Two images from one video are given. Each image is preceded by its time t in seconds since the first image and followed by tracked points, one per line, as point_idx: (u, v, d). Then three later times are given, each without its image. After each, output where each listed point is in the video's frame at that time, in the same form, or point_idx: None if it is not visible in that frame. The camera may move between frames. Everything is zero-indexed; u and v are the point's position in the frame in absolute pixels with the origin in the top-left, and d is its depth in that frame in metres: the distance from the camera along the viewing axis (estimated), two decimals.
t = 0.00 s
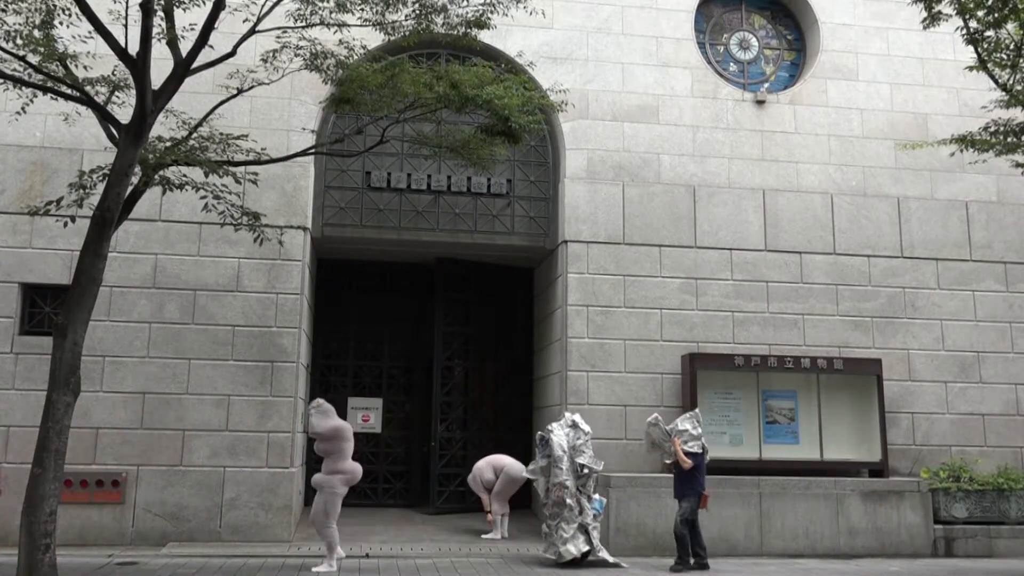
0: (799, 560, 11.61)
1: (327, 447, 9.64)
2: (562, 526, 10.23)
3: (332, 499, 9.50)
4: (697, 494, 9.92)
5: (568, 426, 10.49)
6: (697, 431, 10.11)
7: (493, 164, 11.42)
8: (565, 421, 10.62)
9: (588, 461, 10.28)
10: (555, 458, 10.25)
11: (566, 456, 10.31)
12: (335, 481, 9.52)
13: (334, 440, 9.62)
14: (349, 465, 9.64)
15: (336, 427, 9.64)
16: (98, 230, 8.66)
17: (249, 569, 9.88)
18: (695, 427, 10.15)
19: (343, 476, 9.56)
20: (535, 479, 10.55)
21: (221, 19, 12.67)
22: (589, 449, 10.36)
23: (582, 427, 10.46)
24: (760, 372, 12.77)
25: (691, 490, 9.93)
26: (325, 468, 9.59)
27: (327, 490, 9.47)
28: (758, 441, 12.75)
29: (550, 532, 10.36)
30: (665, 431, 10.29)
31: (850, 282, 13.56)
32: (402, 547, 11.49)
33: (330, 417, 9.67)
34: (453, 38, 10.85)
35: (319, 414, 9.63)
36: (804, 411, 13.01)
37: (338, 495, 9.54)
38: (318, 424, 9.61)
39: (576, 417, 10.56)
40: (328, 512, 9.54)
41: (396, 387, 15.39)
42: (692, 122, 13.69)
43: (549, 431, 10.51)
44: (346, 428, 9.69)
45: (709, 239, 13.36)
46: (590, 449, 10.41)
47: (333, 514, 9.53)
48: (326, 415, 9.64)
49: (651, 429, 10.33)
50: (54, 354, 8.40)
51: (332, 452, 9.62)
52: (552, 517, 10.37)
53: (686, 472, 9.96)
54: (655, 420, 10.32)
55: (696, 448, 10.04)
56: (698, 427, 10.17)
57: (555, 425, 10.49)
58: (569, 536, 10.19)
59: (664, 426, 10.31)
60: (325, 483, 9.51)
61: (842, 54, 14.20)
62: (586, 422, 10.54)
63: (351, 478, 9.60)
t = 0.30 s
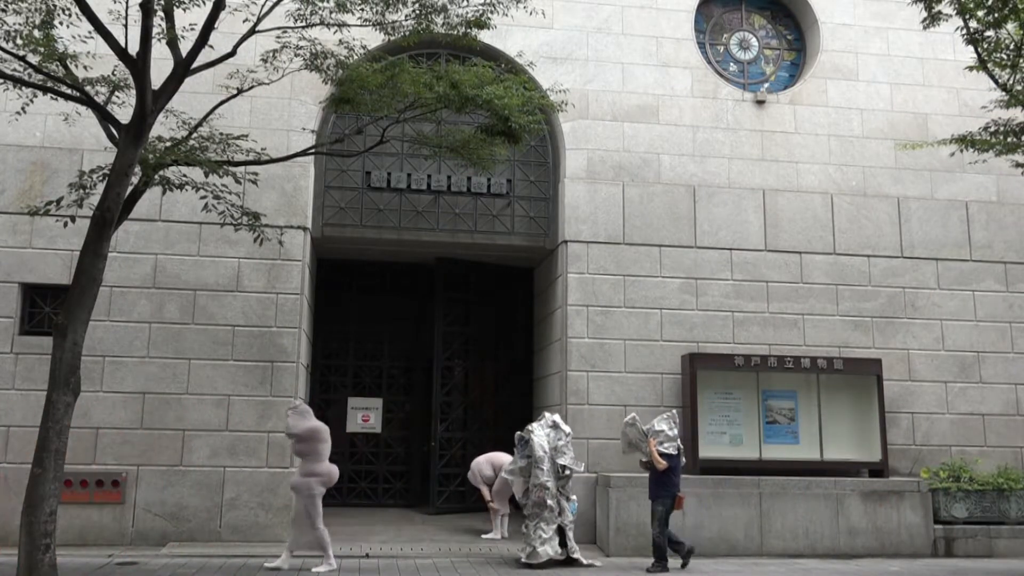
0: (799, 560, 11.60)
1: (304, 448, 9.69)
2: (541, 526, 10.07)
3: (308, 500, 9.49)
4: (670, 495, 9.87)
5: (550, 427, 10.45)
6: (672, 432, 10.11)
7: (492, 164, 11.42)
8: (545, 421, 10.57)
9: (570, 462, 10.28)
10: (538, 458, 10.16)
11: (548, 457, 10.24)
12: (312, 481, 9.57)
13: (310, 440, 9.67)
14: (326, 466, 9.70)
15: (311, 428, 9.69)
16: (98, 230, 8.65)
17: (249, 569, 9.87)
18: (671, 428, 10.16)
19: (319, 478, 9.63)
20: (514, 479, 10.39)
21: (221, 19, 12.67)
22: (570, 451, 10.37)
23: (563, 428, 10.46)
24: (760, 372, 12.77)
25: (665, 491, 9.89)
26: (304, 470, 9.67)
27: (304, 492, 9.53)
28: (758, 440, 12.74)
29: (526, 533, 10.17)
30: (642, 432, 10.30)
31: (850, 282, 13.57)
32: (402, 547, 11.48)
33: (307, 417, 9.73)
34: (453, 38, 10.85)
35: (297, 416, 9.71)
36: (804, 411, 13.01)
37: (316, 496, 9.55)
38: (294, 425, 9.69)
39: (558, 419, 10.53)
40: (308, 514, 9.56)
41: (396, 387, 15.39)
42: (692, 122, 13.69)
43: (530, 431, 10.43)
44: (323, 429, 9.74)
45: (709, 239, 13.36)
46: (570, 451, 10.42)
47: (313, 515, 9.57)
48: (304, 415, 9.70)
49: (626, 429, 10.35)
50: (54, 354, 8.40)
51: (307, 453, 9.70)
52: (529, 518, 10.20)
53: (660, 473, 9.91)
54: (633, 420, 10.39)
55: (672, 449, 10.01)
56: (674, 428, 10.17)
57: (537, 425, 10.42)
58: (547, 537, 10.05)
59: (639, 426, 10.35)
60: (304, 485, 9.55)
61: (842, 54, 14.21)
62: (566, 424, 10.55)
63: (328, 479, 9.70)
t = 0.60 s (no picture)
0: (799, 560, 11.60)
1: (281, 446, 9.73)
2: (516, 526, 9.99)
3: (285, 497, 9.53)
4: (649, 495, 9.87)
5: (526, 426, 10.37)
6: (649, 431, 10.03)
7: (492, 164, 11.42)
8: (523, 420, 10.49)
9: (545, 462, 10.18)
10: (512, 457, 10.11)
11: (523, 456, 10.17)
12: (290, 479, 9.58)
13: (289, 438, 9.69)
14: (304, 464, 9.73)
15: (291, 425, 9.69)
16: (98, 230, 8.66)
17: (249, 569, 9.85)
18: (648, 426, 10.08)
19: (297, 475, 9.63)
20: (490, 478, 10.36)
21: (221, 19, 12.67)
22: (545, 450, 10.28)
23: (540, 427, 10.38)
24: (760, 372, 12.76)
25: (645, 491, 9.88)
26: (281, 467, 9.69)
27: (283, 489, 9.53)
28: (758, 440, 12.74)
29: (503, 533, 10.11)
30: (621, 429, 10.33)
31: (850, 282, 13.57)
32: (402, 547, 11.48)
33: (286, 416, 9.77)
34: (453, 38, 10.85)
35: (275, 415, 9.74)
36: (804, 411, 13.00)
37: (291, 494, 9.56)
38: (272, 423, 9.71)
39: (535, 417, 10.46)
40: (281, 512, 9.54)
41: (396, 387, 15.39)
42: (692, 122, 13.70)
43: (506, 430, 10.34)
44: (302, 427, 9.77)
45: (709, 239, 13.36)
46: (547, 450, 10.32)
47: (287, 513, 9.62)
48: (282, 414, 9.74)
49: (607, 426, 10.36)
50: (53, 354, 8.40)
51: (286, 451, 9.71)
52: (506, 518, 10.13)
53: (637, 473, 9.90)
54: (612, 417, 10.37)
55: (647, 448, 9.94)
56: (651, 426, 10.09)
57: (513, 424, 10.36)
58: (523, 537, 9.96)
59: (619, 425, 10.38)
60: (281, 482, 9.57)
61: (842, 54, 14.21)
62: (543, 422, 10.46)
63: (306, 477, 9.68)
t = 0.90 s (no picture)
0: (800, 560, 11.61)
1: (258, 447, 9.56)
2: (495, 527, 10.02)
3: (265, 500, 9.37)
4: (620, 494, 9.77)
5: (503, 426, 10.27)
6: (624, 431, 9.78)
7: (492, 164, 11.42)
8: (500, 420, 10.39)
9: (522, 462, 10.05)
10: (488, 458, 10.03)
11: (500, 457, 10.08)
12: (267, 481, 9.37)
13: (268, 439, 9.51)
14: (283, 465, 9.50)
15: (269, 427, 9.52)
16: (98, 230, 8.65)
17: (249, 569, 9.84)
18: (624, 426, 9.81)
19: (275, 477, 9.40)
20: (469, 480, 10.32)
21: (221, 19, 12.67)
22: (523, 449, 10.14)
23: (516, 427, 10.24)
24: (760, 372, 12.76)
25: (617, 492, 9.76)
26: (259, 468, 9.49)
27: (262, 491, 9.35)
28: (758, 440, 12.74)
29: (484, 534, 10.15)
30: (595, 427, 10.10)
31: (850, 282, 13.57)
32: (402, 547, 11.48)
33: (265, 417, 9.62)
34: (453, 38, 10.84)
35: (252, 415, 9.60)
36: (804, 411, 12.99)
37: (268, 495, 9.38)
38: (248, 424, 9.55)
39: (511, 417, 10.33)
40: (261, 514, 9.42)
41: (396, 387, 15.39)
42: (692, 122, 13.70)
43: (483, 431, 10.28)
44: (280, 428, 9.57)
45: (709, 239, 13.36)
46: (525, 449, 10.18)
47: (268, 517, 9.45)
48: (260, 414, 9.57)
49: (579, 425, 10.14)
50: (54, 354, 8.40)
51: (265, 453, 9.52)
52: (485, 519, 10.16)
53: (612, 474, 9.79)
54: (587, 416, 10.13)
55: (620, 448, 9.75)
56: (627, 426, 9.82)
57: (489, 425, 10.27)
58: (502, 538, 9.99)
59: (593, 423, 10.13)
60: (259, 483, 9.38)
61: (842, 54, 14.21)
62: (520, 422, 10.33)
63: (284, 479, 9.45)
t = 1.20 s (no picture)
0: (799, 560, 11.62)
1: (237, 446, 9.48)
2: (470, 525, 9.86)
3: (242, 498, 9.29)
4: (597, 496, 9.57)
5: (478, 424, 10.13)
6: (601, 433, 9.69)
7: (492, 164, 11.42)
8: (475, 417, 10.26)
9: (496, 459, 9.93)
10: (462, 456, 9.90)
11: (474, 455, 9.95)
12: (245, 480, 9.31)
13: (246, 438, 9.46)
14: (261, 464, 9.46)
15: (247, 425, 9.47)
16: (97, 230, 8.65)
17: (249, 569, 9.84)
18: (600, 428, 9.73)
19: (254, 475, 9.37)
20: (443, 478, 10.26)
21: (222, 19, 12.67)
22: (498, 446, 10.00)
23: (491, 424, 10.10)
24: (760, 372, 12.76)
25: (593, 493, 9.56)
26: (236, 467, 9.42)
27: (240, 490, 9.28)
28: (758, 440, 12.73)
29: (458, 533, 9.99)
30: (572, 427, 10.04)
31: (850, 282, 13.56)
32: (402, 547, 11.48)
33: (243, 416, 9.56)
34: (453, 38, 10.84)
35: (231, 413, 9.54)
36: (804, 412, 12.98)
37: (246, 494, 9.31)
38: (227, 423, 9.49)
39: (486, 415, 10.19)
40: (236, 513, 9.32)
41: (396, 387, 15.39)
42: (692, 122, 13.69)
43: (457, 428, 10.15)
44: (258, 427, 9.54)
45: (709, 239, 13.36)
46: (500, 447, 10.04)
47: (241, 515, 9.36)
48: (237, 413, 9.51)
49: (556, 425, 10.05)
50: (54, 354, 8.40)
51: (242, 452, 9.46)
52: (460, 517, 10.00)
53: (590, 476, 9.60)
54: (564, 417, 10.09)
55: (597, 451, 9.60)
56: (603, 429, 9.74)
57: (464, 423, 10.13)
58: (477, 536, 9.82)
59: (570, 423, 10.07)
60: (236, 482, 9.30)
61: (842, 54, 14.20)
62: (495, 419, 10.18)
63: (261, 477, 9.42)
